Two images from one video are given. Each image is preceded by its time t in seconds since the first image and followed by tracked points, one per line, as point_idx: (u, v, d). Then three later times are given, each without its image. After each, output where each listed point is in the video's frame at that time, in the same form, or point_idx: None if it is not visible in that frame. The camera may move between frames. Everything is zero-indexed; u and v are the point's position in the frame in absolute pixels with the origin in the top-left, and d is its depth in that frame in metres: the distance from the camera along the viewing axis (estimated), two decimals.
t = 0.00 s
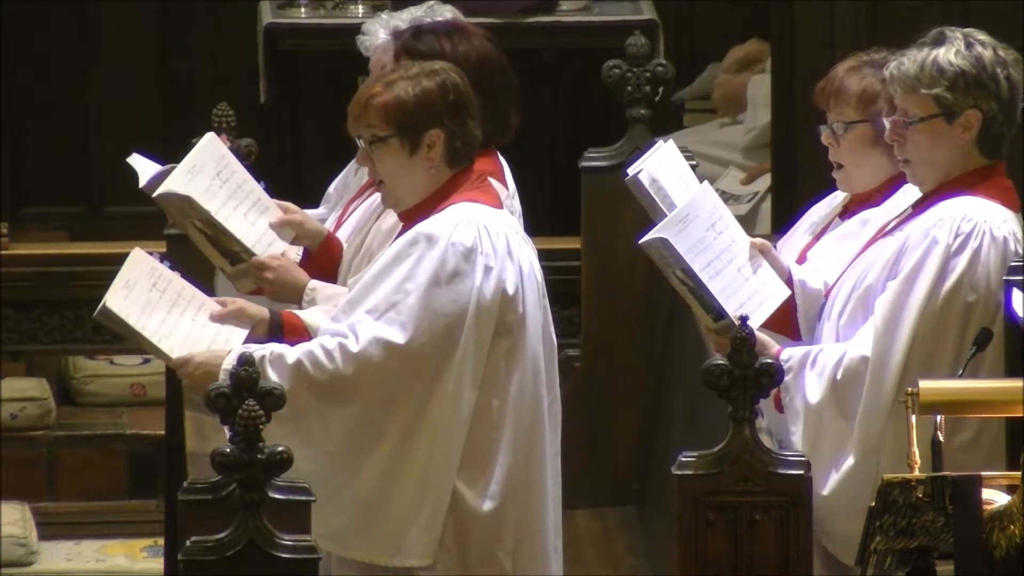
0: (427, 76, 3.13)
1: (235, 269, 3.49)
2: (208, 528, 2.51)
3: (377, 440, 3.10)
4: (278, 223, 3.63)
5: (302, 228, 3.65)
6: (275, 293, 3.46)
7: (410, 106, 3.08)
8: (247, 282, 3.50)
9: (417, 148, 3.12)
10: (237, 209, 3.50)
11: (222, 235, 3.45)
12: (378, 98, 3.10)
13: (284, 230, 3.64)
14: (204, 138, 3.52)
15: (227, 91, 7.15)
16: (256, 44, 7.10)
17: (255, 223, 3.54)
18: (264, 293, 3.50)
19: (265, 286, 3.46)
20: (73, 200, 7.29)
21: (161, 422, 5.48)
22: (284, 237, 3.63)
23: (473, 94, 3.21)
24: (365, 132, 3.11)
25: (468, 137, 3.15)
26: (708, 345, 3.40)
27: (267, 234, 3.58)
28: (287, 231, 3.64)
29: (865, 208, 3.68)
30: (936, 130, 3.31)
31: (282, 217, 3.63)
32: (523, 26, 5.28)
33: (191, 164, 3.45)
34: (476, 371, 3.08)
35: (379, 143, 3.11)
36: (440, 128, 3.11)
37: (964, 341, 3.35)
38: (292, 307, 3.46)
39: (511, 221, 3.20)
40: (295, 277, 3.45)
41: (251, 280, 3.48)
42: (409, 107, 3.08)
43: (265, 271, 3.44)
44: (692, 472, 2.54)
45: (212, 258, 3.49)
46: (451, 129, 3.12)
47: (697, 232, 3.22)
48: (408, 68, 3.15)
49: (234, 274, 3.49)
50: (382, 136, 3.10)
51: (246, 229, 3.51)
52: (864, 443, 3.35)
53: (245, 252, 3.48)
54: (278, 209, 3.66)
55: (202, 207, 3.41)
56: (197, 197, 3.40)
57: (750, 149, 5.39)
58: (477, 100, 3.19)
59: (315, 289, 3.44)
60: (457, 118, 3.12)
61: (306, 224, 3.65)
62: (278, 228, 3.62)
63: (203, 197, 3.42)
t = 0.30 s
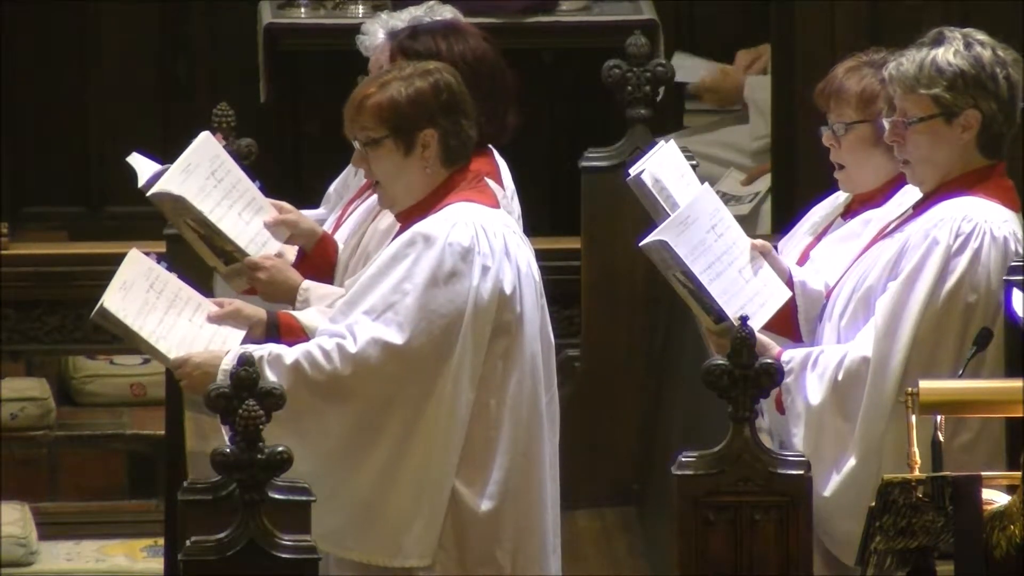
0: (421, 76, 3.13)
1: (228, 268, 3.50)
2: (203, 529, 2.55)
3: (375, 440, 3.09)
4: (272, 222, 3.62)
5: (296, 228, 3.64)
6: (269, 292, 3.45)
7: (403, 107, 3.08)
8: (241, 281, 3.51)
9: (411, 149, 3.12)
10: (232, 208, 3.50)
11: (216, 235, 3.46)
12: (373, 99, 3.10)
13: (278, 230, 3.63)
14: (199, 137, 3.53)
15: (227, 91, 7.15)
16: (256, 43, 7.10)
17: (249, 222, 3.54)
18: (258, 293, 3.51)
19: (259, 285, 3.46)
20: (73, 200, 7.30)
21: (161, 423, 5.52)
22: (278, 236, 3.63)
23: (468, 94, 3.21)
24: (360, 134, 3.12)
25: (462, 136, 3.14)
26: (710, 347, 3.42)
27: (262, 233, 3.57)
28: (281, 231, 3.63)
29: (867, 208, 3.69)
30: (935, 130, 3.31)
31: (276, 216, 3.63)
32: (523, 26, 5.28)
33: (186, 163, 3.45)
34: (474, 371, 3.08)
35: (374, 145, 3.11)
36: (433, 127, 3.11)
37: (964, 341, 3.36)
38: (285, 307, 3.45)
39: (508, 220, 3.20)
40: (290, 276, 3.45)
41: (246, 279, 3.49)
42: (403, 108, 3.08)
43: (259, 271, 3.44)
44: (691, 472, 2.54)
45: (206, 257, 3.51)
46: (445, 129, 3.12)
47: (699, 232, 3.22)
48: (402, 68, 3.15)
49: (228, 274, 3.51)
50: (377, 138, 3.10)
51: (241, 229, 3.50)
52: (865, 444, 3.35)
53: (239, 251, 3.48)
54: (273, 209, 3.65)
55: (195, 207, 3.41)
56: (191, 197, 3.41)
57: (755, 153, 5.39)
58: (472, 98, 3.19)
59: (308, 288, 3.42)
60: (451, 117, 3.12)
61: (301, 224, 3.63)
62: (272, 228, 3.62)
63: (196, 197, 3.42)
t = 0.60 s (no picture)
0: (414, 76, 3.12)
1: (223, 269, 3.50)
2: (206, 528, 2.55)
3: (374, 440, 3.09)
4: (269, 223, 3.61)
5: (293, 228, 3.62)
6: (264, 293, 3.46)
7: (396, 107, 3.08)
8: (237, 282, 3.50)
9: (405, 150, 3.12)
10: (227, 209, 3.50)
11: (210, 235, 3.45)
12: (366, 100, 3.10)
13: (275, 230, 3.63)
14: (197, 137, 3.52)
15: (227, 91, 7.16)
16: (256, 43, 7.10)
17: (246, 223, 3.54)
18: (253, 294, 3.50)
19: (253, 287, 3.45)
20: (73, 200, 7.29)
21: (161, 423, 5.51)
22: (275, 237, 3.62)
23: (462, 93, 3.20)
24: (354, 136, 3.12)
25: (456, 135, 3.14)
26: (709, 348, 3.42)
27: (258, 234, 3.56)
28: (278, 231, 3.62)
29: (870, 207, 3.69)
30: (934, 130, 3.32)
31: (273, 217, 3.61)
32: (523, 26, 5.29)
33: (182, 163, 3.45)
34: (472, 371, 3.08)
35: (368, 146, 3.11)
36: (426, 127, 3.10)
37: (964, 341, 3.36)
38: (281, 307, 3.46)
39: (504, 220, 3.20)
40: (284, 278, 3.45)
41: (240, 280, 3.49)
42: (395, 109, 3.08)
43: (252, 273, 3.43)
44: (692, 472, 2.54)
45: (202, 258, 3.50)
46: (438, 128, 3.12)
47: (699, 234, 3.22)
48: (394, 69, 3.15)
49: (224, 274, 3.51)
50: (370, 139, 3.10)
51: (236, 230, 3.50)
52: (865, 444, 3.35)
53: (233, 252, 3.48)
54: (271, 208, 3.64)
55: (190, 208, 3.42)
56: (184, 198, 3.41)
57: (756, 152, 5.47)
58: (465, 98, 3.18)
59: (303, 290, 3.42)
60: (444, 117, 3.12)
61: (297, 224, 3.62)
62: (269, 229, 3.61)
63: (191, 198, 3.43)
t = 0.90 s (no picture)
0: (406, 78, 3.12)
1: (223, 268, 3.48)
2: (207, 528, 2.53)
3: (372, 440, 3.09)
4: (269, 223, 3.61)
5: (294, 228, 3.63)
6: (263, 293, 3.45)
7: (389, 109, 3.08)
8: (236, 281, 3.49)
9: (398, 152, 3.12)
10: (228, 207, 3.50)
11: (209, 234, 3.44)
12: (358, 104, 3.10)
13: (275, 230, 3.63)
14: (197, 135, 3.53)
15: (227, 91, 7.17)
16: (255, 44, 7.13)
17: (246, 222, 3.54)
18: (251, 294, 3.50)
19: (252, 286, 3.45)
20: (73, 200, 7.32)
21: (161, 423, 5.48)
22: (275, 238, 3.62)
23: (456, 93, 3.20)
24: (348, 140, 3.12)
25: (450, 137, 3.14)
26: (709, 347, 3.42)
27: (258, 233, 3.57)
28: (279, 231, 3.62)
29: (872, 208, 3.69)
30: (932, 130, 3.32)
31: (273, 216, 3.62)
32: (524, 26, 5.29)
33: (182, 162, 3.46)
34: (470, 372, 3.08)
35: (361, 150, 3.12)
36: (420, 129, 3.11)
37: (964, 341, 3.35)
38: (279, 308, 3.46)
39: (501, 220, 3.21)
40: (283, 278, 3.45)
41: (239, 280, 3.48)
42: (387, 111, 3.08)
43: (251, 272, 3.43)
44: (692, 472, 2.53)
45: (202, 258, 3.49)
46: (431, 130, 3.11)
47: (696, 234, 3.21)
48: (387, 71, 3.15)
49: (223, 273, 3.49)
50: (364, 143, 3.11)
51: (236, 228, 3.50)
52: (864, 444, 3.35)
53: (231, 252, 3.47)
54: (271, 209, 3.64)
55: (189, 208, 3.42)
56: (185, 194, 3.42)
57: (756, 153, 5.33)
58: (458, 97, 3.18)
59: (300, 292, 3.42)
60: (437, 118, 3.11)
61: (298, 224, 3.63)
62: (269, 228, 3.61)
63: (191, 197, 3.43)
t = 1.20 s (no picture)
0: (402, 81, 3.11)
1: (225, 268, 3.48)
2: (207, 527, 2.55)
3: (371, 441, 3.09)
4: (269, 223, 3.61)
5: (294, 228, 3.62)
6: (263, 294, 3.46)
7: (385, 112, 3.08)
8: (236, 281, 3.50)
9: (395, 155, 3.12)
10: (229, 208, 3.50)
11: (210, 235, 3.44)
12: (354, 107, 3.10)
13: (275, 230, 3.62)
14: (199, 135, 3.53)
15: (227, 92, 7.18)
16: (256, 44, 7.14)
17: (246, 222, 3.54)
18: (250, 295, 3.50)
19: (252, 287, 3.46)
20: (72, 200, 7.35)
21: (161, 423, 5.47)
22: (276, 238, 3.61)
23: (451, 94, 3.19)
24: (345, 143, 3.12)
25: (446, 138, 3.14)
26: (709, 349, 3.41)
27: (259, 233, 3.57)
28: (279, 231, 3.62)
29: (872, 209, 3.70)
30: (929, 130, 3.32)
31: (274, 217, 3.61)
32: (524, 26, 5.29)
33: (183, 162, 3.46)
34: (467, 372, 3.08)
35: (358, 153, 3.12)
36: (416, 133, 3.11)
37: (964, 341, 3.35)
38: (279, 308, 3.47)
39: (498, 220, 3.20)
40: (282, 279, 3.46)
41: (238, 281, 3.48)
42: (383, 115, 3.08)
43: (252, 273, 3.44)
44: (691, 472, 2.53)
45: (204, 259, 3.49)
46: (427, 133, 3.11)
47: (694, 235, 3.21)
48: (383, 73, 3.14)
49: (225, 273, 3.49)
50: (360, 146, 3.11)
51: (237, 229, 3.50)
52: (864, 444, 3.35)
53: (231, 253, 3.47)
54: (272, 209, 3.64)
55: (190, 208, 3.42)
56: (186, 195, 3.42)
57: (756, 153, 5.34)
58: (453, 99, 3.18)
59: (300, 292, 3.43)
60: (432, 120, 3.11)
61: (298, 224, 3.62)
62: (270, 228, 3.61)
63: (191, 196, 3.43)
